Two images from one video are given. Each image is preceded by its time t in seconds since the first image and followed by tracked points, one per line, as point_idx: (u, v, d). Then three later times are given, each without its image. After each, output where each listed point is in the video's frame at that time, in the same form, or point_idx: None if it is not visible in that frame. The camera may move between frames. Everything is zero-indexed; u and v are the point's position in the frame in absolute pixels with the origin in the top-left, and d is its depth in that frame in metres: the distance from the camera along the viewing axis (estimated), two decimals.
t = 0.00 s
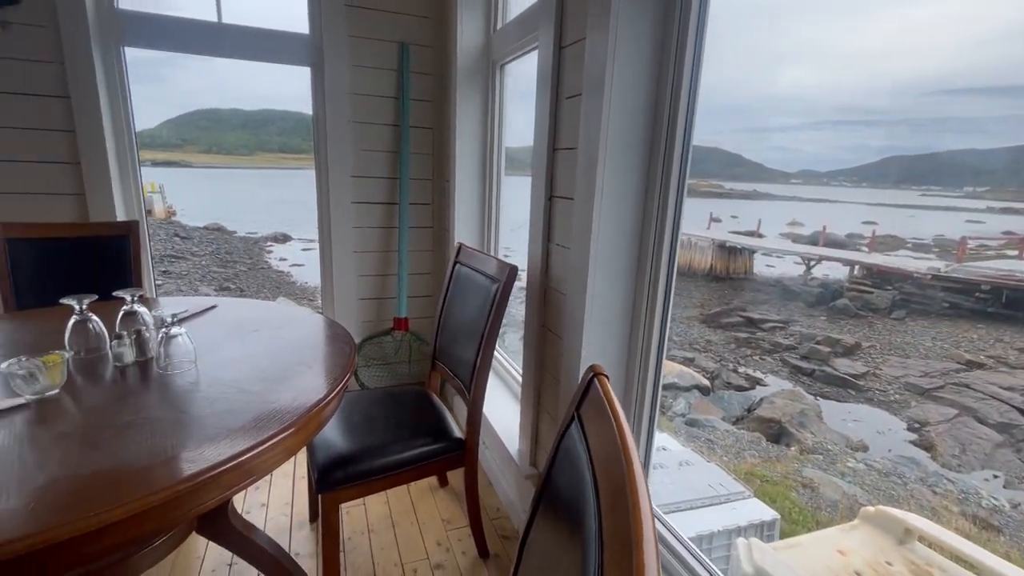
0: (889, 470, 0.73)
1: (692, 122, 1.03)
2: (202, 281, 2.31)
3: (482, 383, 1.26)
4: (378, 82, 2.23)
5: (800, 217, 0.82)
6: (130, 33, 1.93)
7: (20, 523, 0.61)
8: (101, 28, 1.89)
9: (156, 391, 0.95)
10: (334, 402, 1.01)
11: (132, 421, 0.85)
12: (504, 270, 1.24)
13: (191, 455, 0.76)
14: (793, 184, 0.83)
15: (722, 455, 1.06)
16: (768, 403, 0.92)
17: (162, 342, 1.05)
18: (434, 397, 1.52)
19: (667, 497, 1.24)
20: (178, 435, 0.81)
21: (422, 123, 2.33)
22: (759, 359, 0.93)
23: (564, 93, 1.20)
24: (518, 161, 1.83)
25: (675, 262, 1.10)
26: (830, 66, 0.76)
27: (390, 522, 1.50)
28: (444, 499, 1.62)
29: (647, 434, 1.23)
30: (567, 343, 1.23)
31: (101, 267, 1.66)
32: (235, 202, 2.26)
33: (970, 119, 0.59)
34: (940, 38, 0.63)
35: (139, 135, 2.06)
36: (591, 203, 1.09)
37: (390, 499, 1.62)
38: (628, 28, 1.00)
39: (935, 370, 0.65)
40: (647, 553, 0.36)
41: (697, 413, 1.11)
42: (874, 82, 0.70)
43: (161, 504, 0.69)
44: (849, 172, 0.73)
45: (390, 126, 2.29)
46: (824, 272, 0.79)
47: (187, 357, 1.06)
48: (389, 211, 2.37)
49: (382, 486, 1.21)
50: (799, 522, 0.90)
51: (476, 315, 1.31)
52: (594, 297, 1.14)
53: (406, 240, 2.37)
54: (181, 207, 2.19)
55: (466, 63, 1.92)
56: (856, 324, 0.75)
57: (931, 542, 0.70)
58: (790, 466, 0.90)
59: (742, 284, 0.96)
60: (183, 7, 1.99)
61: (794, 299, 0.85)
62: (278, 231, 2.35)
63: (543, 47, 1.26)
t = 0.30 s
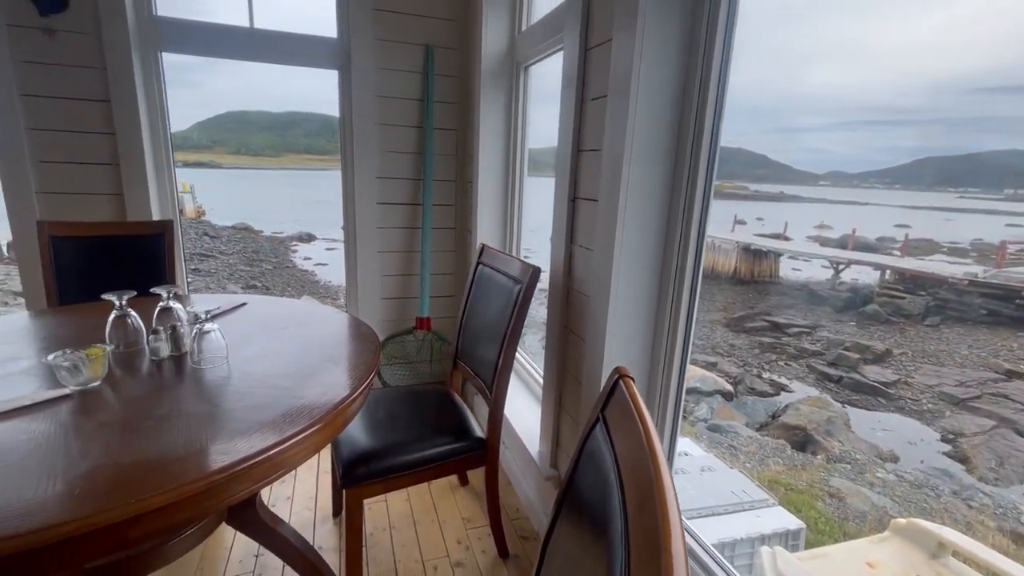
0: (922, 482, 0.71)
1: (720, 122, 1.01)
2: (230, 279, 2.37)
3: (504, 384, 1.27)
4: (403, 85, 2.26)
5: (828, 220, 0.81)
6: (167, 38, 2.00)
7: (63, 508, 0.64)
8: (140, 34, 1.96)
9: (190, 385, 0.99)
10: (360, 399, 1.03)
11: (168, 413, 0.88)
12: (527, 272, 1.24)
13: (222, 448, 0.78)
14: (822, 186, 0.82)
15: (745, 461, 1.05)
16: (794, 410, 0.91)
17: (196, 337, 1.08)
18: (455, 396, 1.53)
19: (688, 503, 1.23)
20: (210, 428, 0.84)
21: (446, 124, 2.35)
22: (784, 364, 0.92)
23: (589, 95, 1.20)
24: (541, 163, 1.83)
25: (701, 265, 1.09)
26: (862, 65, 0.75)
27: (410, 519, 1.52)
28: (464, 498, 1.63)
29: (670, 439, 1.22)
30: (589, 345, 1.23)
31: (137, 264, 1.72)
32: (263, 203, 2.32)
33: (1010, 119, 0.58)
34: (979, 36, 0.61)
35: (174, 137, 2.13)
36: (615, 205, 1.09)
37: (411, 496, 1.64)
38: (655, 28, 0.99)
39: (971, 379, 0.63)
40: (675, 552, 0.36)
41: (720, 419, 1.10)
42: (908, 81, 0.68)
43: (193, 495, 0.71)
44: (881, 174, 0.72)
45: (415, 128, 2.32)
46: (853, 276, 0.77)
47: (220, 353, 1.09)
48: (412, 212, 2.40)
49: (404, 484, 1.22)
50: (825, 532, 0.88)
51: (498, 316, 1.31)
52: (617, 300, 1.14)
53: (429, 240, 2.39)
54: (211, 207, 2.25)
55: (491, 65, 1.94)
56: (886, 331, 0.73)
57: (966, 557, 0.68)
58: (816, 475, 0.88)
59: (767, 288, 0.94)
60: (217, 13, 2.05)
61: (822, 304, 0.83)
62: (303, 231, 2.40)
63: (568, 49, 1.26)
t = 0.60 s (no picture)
0: (956, 495, 0.69)
1: (748, 122, 1.00)
2: (256, 278, 2.43)
3: (525, 385, 1.27)
4: (427, 87, 2.28)
5: (857, 222, 0.79)
6: (201, 43, 2.06)
7: (102, 497, 0.67)
8: (176, 40, 2.03)
9: (221, 381, 1.01)
10: (384, 398, 1.04)
11: (200, 408, 0.91)
12: (549, 273, 1.24)
13: (251, 443, 0.80)
14: (851, 188, 0.80)
15: (769, 468, 1.03)
16: (820, 417, 0.89)
17: (226, 334, 1.11)
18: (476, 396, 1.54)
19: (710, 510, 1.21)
20: (240, 423, 0.86)
21: (469, 126, 2.37)
22: (810, 370, 0.90)
23: (614, 96, 1.20)
24: (563, 164, 1.83)
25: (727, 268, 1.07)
26: (895, 63, 0.73)
27: (430, 518, 1.53)
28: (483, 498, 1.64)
29: (693, 444, 1.20)
30: (612, 347, 1.22)
31: (170, 262, 1.78)
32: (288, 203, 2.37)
33: None
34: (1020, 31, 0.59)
35: (205, 139, 2.19)
36: (640, 207, 1.08)
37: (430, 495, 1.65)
38: (683, 28, 0.98)
39: (1009, 389, 0.61)
40: (706, 556, 0.36)
41: (743, 425, 1.08)
42: (944, 79, 0.66)
43: (223, 488, 0.73)
44: (914, 175, 0.70)
45: (438, 129, 2.34)
46: (883, 281, 0.75)
47: (248, 349, 1.12)
48: (435, 212, 2.42)
49: (425, 482, 1.23)
50: (853, 544, 0.86)
51: (520, 317, 1.32)
52: (641, 303, 1.13)
53: (450, 241, 2.41)
54: (237, 207, 2.31)
55: (514, 67, 1.94)
56: (919, 337, 0.71)
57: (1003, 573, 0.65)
58: (843, 485, 0.86)
59: (793, 292, 0.92)
60: (248, 18, 2.11)
61: (850, 309, 0.81)
62: (326, 231, 2.45)
63: (593, 51, 1.26)
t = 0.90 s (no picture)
0: (992, 509, 0.66)
1: (778, 122, 0.97)
2: (281, 277, 2.48)
3: (547, 386, 1.27)
4: (451, 90, 2.30)
5: (887, 225, 0.77)
6: (232, 48, 2.12)
7: (140, 488, 0.69)
8: (209, 46, 2.09)
9: (250, 377, 1.04)
10: (409, 397, 1.06)
11: (231, 403, 0.93)
12: (573, 275, 1.24)
13: (280, 439, 0.82)
14: (881, 190, 0.78)
15: (794, 476, 1.01)
16: (847, 425, 0.87)
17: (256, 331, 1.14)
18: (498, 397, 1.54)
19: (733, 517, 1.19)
20: (269, 419, 0.88)
21: (492, 128, 2.38)
22: (837, 377, 0.88)
23: (640, 97, 1.19)
24: (587, 166, 1.82)
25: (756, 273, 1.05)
26: (931, 61, 0.71)
27: (451, 517, 1.54)
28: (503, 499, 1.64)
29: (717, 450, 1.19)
30: (635, 350, 1.21)
31: (201, 261, 1.83)
32: (313, 204, 2.42)
33: None
34: None
35: (236, 141, 2.25)
36: (667, 209, 1.06)
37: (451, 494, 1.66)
38: (712, 28, 0.96)
39: None
40: (741, 564, 0.35)
41: (766, 431, 1.06)
42: (983, 77, 0.64)
43: (253, 482, 0.75)
44: (949, 177, 0.68)
45: (461, 131, 2.36)
46: (914, 285, 0.74)
47: (277, 347, 1.14)
48: (457, 214, 2.44)
49: (447, 481, 1.24)
50: (882, 557, 0.84)
51: (542, 319, 1.32)
52: (666, 306, 1.11)
53: (473, 242, 2.42)
54: (262, 207, 2.36)
55: (538, 69, 1.94)
56: (952, 345, 0.69)
57: None
58: (872, 495, 0.84)
59: (820, 296, 0.91)
60: (278, 23, 2.16)
61: (878, 314, 0.79)
62: (347, 231, 2.49)
63: (619, 52, 1.26)
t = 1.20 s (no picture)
0: None
1: (809, 122, 0.95)
2: (305, 277, 2.53)
3: (569, 388, 1.26)
4: (475, 92, 2.31)
5: (919, 228, 0.75)
6: (262, 53, 2.17)
7: (176, 480, 0.71)
8: (241, 51, 2.15)
9: (278, 374, 1.06)
10: (433, 397, 1.07)
11: (260, 399, 0.96)
12: (596, 277, 1.24)
13: (308, 435, 0.84)
14: (913, 191, 0.76)
15: (820, 485, 0.99)
16: (876, 434, 0.85)
17: (284, 329, 1.16)
18: (519, 398, 1.54)
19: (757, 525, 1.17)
20: (297, 416, 0.90)
21: (514, 130, 2.39)
22: (866, 384, 0.86)
23: (666, 98, 1.18)
24: (610, 168, 1.82)
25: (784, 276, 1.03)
26: (969, 60, 0.69)
27: (471, 516, 1.55)
28: (524, 500, 1.64)
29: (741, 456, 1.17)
30: (659, 354, 1.20)
31: (230, 260, 1.88)
32: (337, 205, 2.46)
33: None
34: None
35: (264, 144, 2.31)
36: (693, 211, 1.05)
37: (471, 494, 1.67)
38: (742, 28, 0.95)
39: None
40: (773, 568, 0.35)
41: (791, 438, 1.04)
42: None
43: (282, 477, 0.77)
44: (987, 178, 0.66)
45: (484, 133, 2.37)
46: (947, 291, 0.72)
47: (304, 345, 1.17)
48: (479, 215, 2.45)
49: (468, 481, 1.24)
50: (914, 570, 0.82)
51: (565, 320, 1.31)
52: (692, 309, 1.09)
53: (494, 243, 2.43)
54: (287, 207, 2.42)
55: (561, 71, 1.94)
56: (989, 352, 0.67)
57: None
58: (902, 506, 0.82)
59: (848, 300, 0.89)
60: (306, 29, 2.21)
61: (910, 320, 0.77)
62: (369, 232, 2.52)
63: (645, 53, 1.25)
